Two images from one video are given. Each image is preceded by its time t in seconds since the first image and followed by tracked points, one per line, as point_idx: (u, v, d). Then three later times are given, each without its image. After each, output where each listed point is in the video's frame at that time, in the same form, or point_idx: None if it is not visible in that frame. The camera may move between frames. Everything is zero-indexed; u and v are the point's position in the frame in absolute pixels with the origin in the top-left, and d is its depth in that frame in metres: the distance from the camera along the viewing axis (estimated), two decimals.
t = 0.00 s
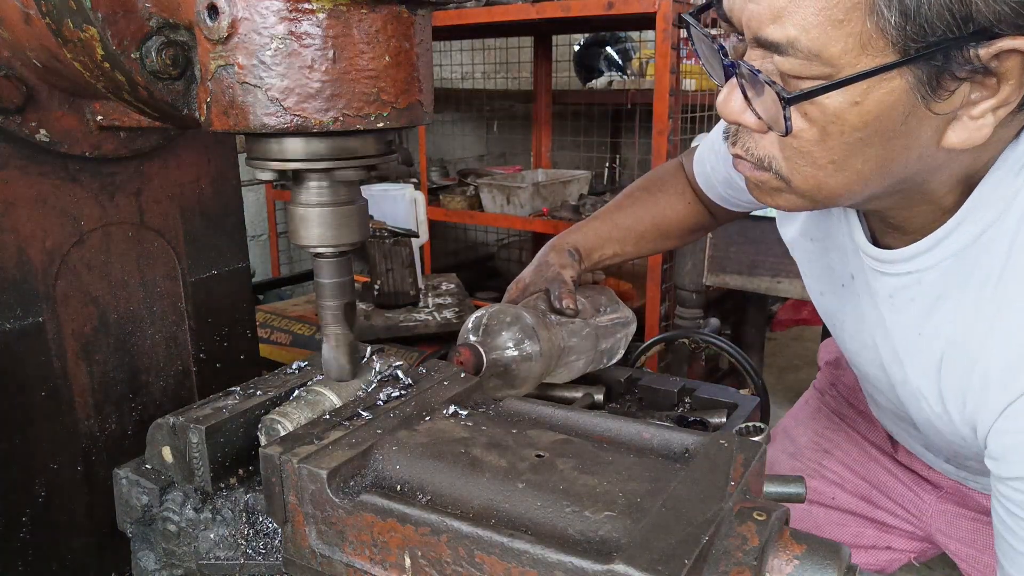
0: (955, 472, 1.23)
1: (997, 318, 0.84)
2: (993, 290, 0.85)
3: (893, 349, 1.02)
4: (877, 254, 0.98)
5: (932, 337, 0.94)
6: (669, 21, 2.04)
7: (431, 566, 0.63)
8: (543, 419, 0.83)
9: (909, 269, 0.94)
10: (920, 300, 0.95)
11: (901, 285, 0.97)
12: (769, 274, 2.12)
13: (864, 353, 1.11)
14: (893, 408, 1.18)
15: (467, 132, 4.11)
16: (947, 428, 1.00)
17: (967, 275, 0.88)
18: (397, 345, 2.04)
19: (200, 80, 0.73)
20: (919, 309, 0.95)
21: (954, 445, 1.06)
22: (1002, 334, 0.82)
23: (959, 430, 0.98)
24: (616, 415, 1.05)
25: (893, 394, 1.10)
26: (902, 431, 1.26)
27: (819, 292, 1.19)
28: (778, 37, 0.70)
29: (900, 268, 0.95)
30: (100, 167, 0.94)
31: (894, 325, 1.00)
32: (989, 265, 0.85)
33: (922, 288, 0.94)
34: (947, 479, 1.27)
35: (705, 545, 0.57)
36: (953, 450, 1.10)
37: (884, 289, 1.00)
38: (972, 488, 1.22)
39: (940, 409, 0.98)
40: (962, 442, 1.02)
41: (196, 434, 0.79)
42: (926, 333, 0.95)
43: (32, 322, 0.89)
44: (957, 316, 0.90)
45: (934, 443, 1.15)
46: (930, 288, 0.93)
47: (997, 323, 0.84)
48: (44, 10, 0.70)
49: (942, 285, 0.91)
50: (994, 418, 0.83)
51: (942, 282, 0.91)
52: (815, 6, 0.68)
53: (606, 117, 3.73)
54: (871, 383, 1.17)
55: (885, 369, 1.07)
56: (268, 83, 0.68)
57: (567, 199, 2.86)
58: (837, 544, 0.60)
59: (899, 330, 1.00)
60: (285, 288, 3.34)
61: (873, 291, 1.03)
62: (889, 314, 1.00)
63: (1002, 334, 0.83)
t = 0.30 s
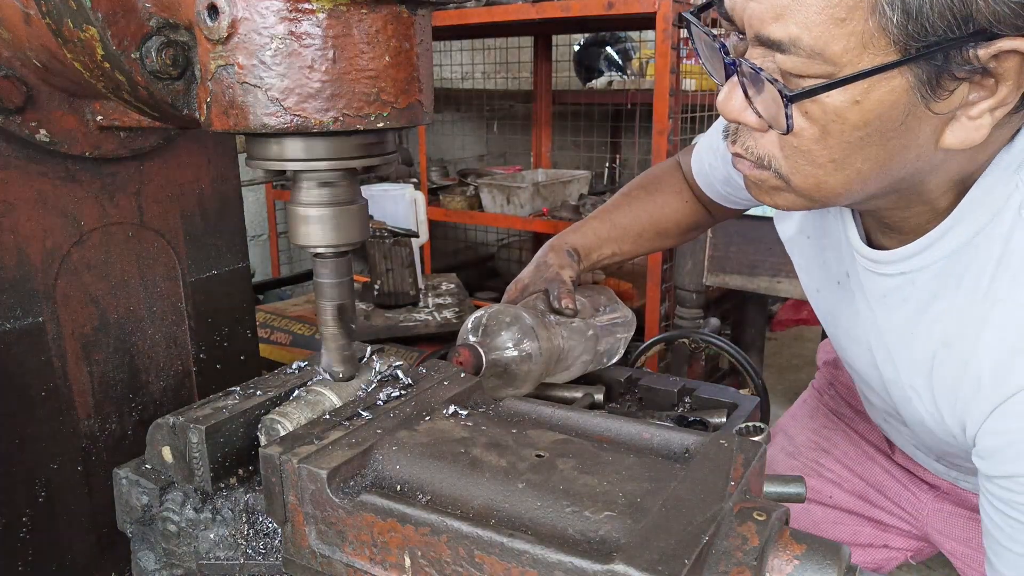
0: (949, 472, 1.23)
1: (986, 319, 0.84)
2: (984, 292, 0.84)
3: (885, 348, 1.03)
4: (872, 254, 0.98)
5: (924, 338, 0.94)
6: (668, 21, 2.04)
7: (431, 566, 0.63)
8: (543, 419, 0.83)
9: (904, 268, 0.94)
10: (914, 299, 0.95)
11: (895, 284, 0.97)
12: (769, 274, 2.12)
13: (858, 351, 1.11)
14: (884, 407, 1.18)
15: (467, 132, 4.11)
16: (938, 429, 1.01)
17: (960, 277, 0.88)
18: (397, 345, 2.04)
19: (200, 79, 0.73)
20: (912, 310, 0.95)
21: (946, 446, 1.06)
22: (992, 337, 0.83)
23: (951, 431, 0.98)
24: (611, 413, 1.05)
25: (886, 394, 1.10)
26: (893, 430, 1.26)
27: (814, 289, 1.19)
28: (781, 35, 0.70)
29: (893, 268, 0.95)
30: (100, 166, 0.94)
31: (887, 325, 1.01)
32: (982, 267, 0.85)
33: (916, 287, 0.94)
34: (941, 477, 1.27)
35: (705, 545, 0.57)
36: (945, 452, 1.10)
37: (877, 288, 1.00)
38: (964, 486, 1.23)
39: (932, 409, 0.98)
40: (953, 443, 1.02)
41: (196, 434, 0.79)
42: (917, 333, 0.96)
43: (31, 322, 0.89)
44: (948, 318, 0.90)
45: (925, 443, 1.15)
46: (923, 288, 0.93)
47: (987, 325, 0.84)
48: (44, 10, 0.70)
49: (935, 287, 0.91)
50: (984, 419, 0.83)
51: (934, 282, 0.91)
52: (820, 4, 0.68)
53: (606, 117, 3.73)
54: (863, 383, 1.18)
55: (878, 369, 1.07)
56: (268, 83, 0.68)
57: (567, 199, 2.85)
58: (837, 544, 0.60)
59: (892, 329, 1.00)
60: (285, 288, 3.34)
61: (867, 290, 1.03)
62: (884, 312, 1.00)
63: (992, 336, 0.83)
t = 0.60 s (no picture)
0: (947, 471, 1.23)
1: (984, 311, 0.84)
2: (982, 284, 0.84)
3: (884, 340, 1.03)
4: (871, 247, 0.99)
5: (923, 330, 0.94)
6: (668, 21, 2.04)
7: (431, 566, 0.63)
8: (543, 419, 0.83)
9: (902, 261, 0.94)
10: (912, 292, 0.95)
11: (894, 277, 0.97)
12: (769, 274, 2.12)
13: (857, 345, 1.11)
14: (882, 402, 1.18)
15: (467, 132, 4.11)
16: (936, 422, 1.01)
17: (958, 268, 0.88)
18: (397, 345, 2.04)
19: (200, 79, 0.73)
20: (911, 302, 0.95)
21: (945, 440, 1.06)
22: (990, 328, 0.83)
23: (949, 425, 0.98)
24: (608, 412, 1.05)
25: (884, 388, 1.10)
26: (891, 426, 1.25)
27: (813, 284, 1.19)
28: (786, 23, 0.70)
29: (891, 261, 0.96)
30: (100, 166, 0.94)
31: (885, 317, 1.01)
32: (979, 259, 0.85)
33: (915, 279, 0.94)
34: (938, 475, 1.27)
35: (705, 545, 0.57)
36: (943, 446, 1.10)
37: (876, 281, 1.00)
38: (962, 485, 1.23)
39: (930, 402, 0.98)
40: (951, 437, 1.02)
41: (196, 434, 0.79)
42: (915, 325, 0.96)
43: (31, 322, 0.89)
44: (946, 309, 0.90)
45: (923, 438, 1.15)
46: (922, 281, 0.93)
47: (984, 318, 0.84)
48: (44, 10, 0.70)
49: (934, 280, 0.91)
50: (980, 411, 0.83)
51: (932, 275, 0.91)
52: None
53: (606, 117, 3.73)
54: (862, 378, 1.17)
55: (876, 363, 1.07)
56: (268, 83, 0.68)
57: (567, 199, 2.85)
58: (837, 544, 0.60)
59: (891, 321, 1.00)
60: (285, 288, 3.35)
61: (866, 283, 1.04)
62: (883, 305, 1.01)
63: (990, 326, 0.83)
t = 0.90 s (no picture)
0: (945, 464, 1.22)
1: (966, 285, 0.84)
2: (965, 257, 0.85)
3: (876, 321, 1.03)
4: (860, 227, 0.99)
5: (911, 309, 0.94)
6: (668, 21, 2.04)
7: (431, 566, 0.63)
8: (543, 419, 0.83)
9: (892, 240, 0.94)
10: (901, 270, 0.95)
11: (882, 256, 0.97)
12: (769, 274, 2.12)
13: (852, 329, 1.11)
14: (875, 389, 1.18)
15: (467, 132, 4.11)
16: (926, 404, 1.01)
17: (943, 244, 0.88)
18: (397, 345, 2.04)
19: (200, 80, 0.73)
20: (901, 281, 0.96)
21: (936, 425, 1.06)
22: (971, 301, 0.83)
23: (940, 405, 0.98)
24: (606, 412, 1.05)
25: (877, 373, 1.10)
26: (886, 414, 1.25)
27: (809, 270, 1.19)
28: None
29: (879, 239, 0.96)
30: (100, 166, 0.94)
31: (876, 297, 1.01)
32: (963, 234, 0.85)
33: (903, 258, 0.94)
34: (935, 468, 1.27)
35: (704, 545, 0.57)
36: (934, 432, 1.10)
37: (866, 261, 1.01)
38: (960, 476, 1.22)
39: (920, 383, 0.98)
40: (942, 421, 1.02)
41: (196, 434, 0.79)
42: (904, 304, 0.96)
43: (31, 322, 0.89)
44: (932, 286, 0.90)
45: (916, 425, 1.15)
46: (911, 260, 0.93)
47: (966, 291, 0.84)
48: (44, 10, 0.70)
49: (921, 257, 0.91)
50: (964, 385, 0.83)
51: (920, 253, 0.91)
52: None
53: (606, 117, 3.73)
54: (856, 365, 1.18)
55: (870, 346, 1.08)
56: (268, 83, 0.68)
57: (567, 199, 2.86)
58: (837, 544, 0.60)
59: (882, 301, 1.00)
60: (285, 288, 3.35)
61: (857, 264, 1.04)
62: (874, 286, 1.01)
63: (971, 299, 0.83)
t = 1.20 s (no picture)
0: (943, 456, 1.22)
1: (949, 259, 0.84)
2: (948, 231, 0.85)
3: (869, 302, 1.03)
4: (848, 206, 1.00)
5: (900, 286, 0.94)
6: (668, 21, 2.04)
7: (431, 566, 0.63)
8: (543, 419, 0.83)
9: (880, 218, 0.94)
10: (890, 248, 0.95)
11: (871, 234, 0.97)
12: (769, 274, 2.13)
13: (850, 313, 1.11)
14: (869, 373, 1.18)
15: (466, 133, 4.11)
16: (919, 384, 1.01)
17: (929, 221, 0.88)
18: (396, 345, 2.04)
19: (200, 80, 0.73)
20: (889, 259, 0.96)
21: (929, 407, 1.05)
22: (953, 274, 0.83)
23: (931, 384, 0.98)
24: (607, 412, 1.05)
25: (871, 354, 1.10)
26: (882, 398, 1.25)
27: (806, 256, 1.20)
28: None
29: (867, 218, 0.96)
30: (100, 166, 0.94)
31: (867, 277, 1.01)
32: (947, 210, 0.85)
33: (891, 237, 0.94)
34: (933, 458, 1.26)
35: (704, 545, 0.57)
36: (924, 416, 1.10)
37: (856, 241, 1.01)
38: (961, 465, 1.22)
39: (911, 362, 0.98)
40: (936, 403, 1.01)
41: (196, 433, 0.79)
42: (894, 282, 0.96)
43: (32, 322, 0.89)
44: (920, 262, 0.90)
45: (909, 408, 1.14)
46: (899, 238, 0.93)
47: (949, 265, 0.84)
48: (44, 11, 0.70)
49: (908, 235, 0.92)
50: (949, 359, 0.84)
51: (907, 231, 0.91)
52: None
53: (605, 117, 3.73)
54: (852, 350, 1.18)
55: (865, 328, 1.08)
56: (268, 83, 0.68)
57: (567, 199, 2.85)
58: (837, 544, 0.60)
59: (873, 281, 1.00)
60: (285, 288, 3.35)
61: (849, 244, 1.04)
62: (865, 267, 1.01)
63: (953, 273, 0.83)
